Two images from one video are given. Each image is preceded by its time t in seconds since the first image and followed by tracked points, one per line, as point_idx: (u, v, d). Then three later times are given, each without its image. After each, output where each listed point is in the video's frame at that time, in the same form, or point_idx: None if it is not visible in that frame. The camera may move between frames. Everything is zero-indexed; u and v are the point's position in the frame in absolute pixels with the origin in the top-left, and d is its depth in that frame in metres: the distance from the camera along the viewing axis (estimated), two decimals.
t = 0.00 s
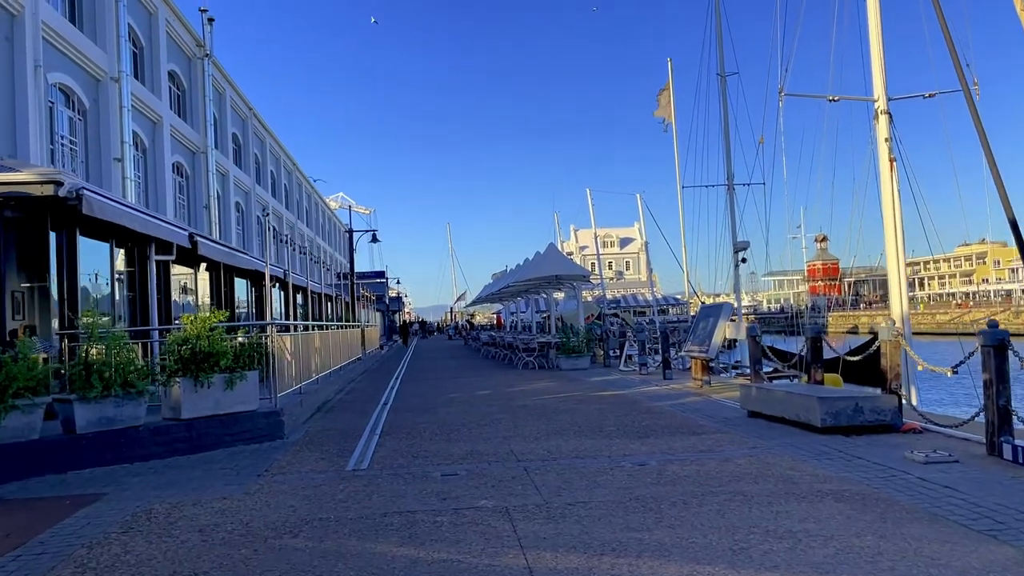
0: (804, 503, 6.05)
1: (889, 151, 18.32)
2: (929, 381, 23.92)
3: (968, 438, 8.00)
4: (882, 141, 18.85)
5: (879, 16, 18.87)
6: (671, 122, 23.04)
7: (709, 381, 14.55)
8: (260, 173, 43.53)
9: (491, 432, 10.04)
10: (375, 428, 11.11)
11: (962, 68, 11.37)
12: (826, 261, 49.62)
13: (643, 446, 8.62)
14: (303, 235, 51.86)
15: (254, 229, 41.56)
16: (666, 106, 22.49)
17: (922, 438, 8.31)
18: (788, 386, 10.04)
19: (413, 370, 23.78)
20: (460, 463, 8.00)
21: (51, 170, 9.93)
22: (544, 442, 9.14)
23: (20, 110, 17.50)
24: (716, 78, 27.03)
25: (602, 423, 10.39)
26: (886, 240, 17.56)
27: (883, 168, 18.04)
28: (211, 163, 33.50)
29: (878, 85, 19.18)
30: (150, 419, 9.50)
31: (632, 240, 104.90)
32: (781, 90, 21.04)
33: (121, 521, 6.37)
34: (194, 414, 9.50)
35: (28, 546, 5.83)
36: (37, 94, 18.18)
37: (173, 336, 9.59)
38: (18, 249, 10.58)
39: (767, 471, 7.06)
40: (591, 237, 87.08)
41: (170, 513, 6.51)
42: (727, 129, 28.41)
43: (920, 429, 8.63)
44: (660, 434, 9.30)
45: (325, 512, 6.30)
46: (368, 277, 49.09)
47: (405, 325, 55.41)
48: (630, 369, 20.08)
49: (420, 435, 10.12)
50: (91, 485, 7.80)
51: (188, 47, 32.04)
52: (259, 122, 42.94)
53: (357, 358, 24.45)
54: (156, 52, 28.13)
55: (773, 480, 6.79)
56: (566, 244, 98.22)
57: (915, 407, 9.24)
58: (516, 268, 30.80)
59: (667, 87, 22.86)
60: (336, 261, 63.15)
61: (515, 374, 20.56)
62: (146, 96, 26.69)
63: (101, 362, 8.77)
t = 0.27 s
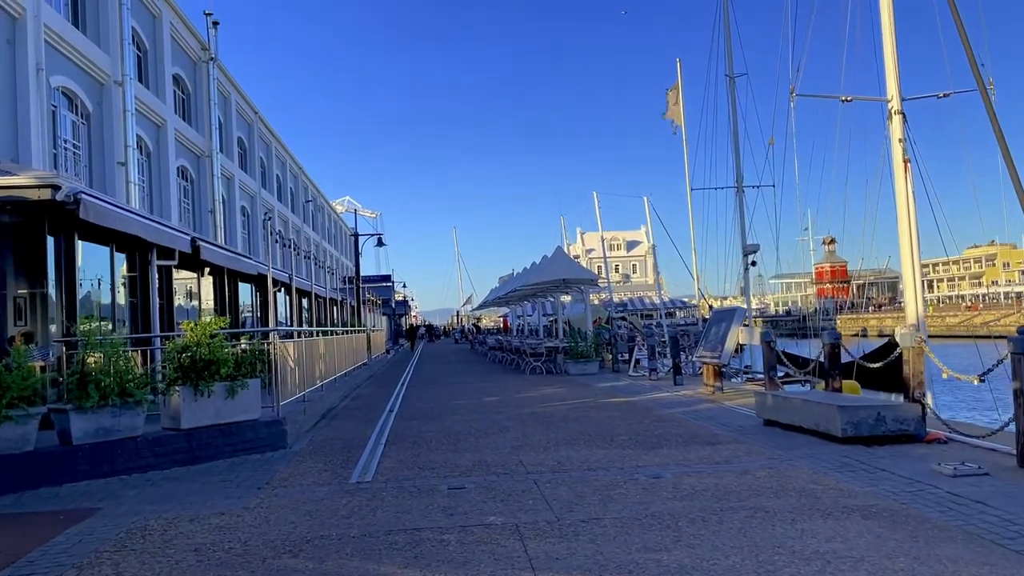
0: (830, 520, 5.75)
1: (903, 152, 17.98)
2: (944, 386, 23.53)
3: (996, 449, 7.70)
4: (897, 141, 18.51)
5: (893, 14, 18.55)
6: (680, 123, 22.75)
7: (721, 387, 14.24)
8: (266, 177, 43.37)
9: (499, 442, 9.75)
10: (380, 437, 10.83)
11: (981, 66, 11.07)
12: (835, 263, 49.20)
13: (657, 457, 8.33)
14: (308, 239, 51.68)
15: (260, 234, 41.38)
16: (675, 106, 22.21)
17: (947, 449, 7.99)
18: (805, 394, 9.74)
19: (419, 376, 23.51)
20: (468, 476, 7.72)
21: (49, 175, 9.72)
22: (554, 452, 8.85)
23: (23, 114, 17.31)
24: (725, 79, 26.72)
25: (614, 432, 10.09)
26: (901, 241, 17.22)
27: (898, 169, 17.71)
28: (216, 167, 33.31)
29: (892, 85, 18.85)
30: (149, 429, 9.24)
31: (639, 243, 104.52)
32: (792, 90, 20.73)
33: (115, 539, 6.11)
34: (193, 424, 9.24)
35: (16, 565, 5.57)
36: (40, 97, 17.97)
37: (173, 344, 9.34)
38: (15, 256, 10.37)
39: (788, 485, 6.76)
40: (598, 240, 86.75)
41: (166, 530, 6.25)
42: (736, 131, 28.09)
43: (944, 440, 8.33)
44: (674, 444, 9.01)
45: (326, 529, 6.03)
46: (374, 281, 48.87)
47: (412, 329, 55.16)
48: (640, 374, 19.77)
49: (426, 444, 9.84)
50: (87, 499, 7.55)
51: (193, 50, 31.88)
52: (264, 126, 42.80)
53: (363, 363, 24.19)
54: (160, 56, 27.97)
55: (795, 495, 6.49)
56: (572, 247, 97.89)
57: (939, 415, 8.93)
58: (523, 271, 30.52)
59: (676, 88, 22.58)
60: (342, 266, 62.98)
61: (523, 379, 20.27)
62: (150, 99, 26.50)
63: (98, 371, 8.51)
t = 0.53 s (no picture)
0: (860, 528, 5.45)
1: (915, 148, 17.67)
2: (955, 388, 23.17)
3: None
4: (909, 138, 18.20)
5: (904, 9, 18.24)
6: (688, 121, 22.47)
7: (732, 388, 13.95)
8: (269, 178, 43.19)
9: (508, 445, 9.48)
10: (385, 440, 10.56)
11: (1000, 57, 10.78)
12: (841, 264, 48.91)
13: (673, 460, 8.04)
14: (312, 241, 51.47)
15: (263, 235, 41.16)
16: (683, 104, 21.93)
17: (975, 452, 7.70)
18: (823, 395, 9.45)
19: (424, 377, 23.25)
20: (476, 480, 7.44)
21: (45, 172, 9.48)
22: (566, 455, 8.57)
23: (22, 113, 17.07)
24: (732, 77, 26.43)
25: (625, 434, 9.81)
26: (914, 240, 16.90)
27: (910, 166, 17.40)
28: (219, 168, 33.10)
29: (903, 80, 18.55)
30: (148, 432, 8.97)
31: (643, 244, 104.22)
32: (802, 87, 20.42)
33: (108, 548, 5.83)
34: (194, 427, 8.98)
35: None
36: (40, 95, 17.74)
37: (172, 344, 9.07)
38: (11, 255, 10.15)
39: (812, 491, 6.46)
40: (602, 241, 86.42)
41: (162, 539, 5.97)
42: (743, 129, 27.78)
43: (969, 442, 8.06)
44: (688, 447, 8.72)
45: (330, 537, 5.75)
46: (377, 283, 48.64)
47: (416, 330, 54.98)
48: (648, 375, 19.49)
49: (433, 447, 9.57)
50: (82, 505, 7.27)
51: (195, 50, 31.68)
52: (268, 127, 42.62)
53: (367, 365, 23.93)
54: (162, 55, 27.76)
55: (821, 500, 6.19)
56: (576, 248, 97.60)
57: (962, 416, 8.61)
58: (528, 272, 30.24)
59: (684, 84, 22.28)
60: (345, 267, 62.81)
61: (529, 381, 20.01)
62: (152, 99, 26.29)
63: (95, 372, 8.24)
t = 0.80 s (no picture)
0: (889, 544, 5.19)
1: (924, 146, 17.38)
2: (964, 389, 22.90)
3: None
4: (917, 136, 17.92)
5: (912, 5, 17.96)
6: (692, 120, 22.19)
7: (742, 391, 13.68)
8: (269, 180, 42.92)
9: (514, 452, 9.21)
10: (387, 448, 10.29)
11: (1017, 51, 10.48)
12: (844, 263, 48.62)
13: (687, 469, 7.77)
14: (313, 243, 51.22)
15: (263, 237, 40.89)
16: (688, 102, 21.64)
17: (1000, 460, 7.42)
18: (839, 400, 9.17)
19: (426, 380, 22.98)
20: (483, 492, 7.17)
21: (38, 174, 9.22)
22: (575, 464, 8.30)
23: (17, 115, 16.80)
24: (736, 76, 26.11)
25: (635, 442, 9.54)
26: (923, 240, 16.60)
27: (919, 164, 17.12)
28: (218, 170, 32.85)
29: (911, 78, 18.26)
30: (143, 442, 8.70)
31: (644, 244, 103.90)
32: (808, 85, 20.14)
33: (99, 567, 5.57)
34: (191, 436, 8.71)
35: None
36: (36, 97, 17.46)
37: (169, 351, 8.80)
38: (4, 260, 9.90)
39: (835, 503, 6.19)
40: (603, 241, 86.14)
41: (157, 557, 5.71)
42: (747, 128, 27.50)
43: (993, 449, 7.79)
44: (701, 455, 8.45)
45: (332, 555, 5.48)
46: (378, 285, 48.38)
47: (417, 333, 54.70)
48: (654, 378, 19.23)
49: (437, 456, 9.30)
50: (75, 520, 7.01)
51: (194, 52, 31.42)
52: (268, 128, 42.38)
53: (369, 368, 23.67)
54: (161, 56, 27.51)
55: (845, 513, 5.92)
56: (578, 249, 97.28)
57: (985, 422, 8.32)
58: (531, 273, 29.96)
59: (688, 83, 22.01)
60: (346, 269, 62.54)
61: (533, 384, 19.75)
62: (150, 101, 26.04)
63: (89, 380, 7.97)
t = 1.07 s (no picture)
0: (914, 548, 4.97)
1: (930, 140, 17.14)
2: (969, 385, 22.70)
3: None
4: (922, 130, 17.68)
5: None
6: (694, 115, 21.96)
7: (747, 389, 13.46)
8: (267, 179, 42.66)
9: (518, 453, 8.98)
10: (387, 449, 10.04)
11: None
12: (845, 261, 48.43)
13: (697, 470, 7.54)
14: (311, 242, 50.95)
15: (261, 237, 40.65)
16: (690, 97, 21.41)
17: (1020, 458, 7.19)
18: (851, 397, 8.94)
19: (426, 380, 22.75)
20: (488, 495, 6.93)
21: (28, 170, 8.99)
22: (582, 465, 8.07)
23: (10, 113, 16.53)
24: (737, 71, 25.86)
25: (642, 441, 9.32)
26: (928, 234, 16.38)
27: (924, 159, 16.88)
28: (216, 169, 32.59)
29: (916, 71, 18.02)
30: (136, 444, 8.45)
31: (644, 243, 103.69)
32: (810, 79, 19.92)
33: None
34: (186, 438, 8.47)
35: None
36: (29, 94, 17.19)
37: (163, 351, 8.56)
38: None
39: (853, 504, 5.97)
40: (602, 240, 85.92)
41: (149, 565, 5.47)
42: (748, 124, 27.26)
43: (1011, 447, 7.57)
44: (711, 455, 8.21)
45: (332, 562, 5.25)
46: (377, 284, 48.14)
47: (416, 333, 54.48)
48: (657, 376, 19.02)
49: (439, 457, 9.07)
50: (66, 526, 6.77)
51: (190, 50, 31.16)
52: (266, 127, 42.13)
53: (368, 368, 23.42)
54: (157, 54, 27.25)
55: (865, 516, 5.70)
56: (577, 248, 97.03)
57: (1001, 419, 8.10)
58: (531, 272, 29.74)
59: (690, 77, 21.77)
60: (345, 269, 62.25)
61: (535, 383, 19.51)
62: (146, 100, 25.78)
63: (80, 381, 7.72)
